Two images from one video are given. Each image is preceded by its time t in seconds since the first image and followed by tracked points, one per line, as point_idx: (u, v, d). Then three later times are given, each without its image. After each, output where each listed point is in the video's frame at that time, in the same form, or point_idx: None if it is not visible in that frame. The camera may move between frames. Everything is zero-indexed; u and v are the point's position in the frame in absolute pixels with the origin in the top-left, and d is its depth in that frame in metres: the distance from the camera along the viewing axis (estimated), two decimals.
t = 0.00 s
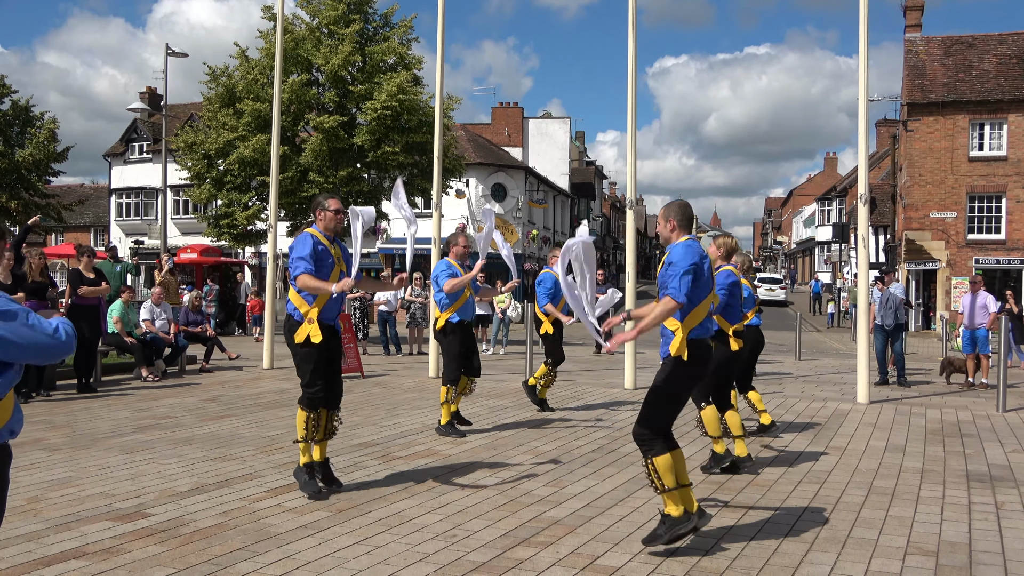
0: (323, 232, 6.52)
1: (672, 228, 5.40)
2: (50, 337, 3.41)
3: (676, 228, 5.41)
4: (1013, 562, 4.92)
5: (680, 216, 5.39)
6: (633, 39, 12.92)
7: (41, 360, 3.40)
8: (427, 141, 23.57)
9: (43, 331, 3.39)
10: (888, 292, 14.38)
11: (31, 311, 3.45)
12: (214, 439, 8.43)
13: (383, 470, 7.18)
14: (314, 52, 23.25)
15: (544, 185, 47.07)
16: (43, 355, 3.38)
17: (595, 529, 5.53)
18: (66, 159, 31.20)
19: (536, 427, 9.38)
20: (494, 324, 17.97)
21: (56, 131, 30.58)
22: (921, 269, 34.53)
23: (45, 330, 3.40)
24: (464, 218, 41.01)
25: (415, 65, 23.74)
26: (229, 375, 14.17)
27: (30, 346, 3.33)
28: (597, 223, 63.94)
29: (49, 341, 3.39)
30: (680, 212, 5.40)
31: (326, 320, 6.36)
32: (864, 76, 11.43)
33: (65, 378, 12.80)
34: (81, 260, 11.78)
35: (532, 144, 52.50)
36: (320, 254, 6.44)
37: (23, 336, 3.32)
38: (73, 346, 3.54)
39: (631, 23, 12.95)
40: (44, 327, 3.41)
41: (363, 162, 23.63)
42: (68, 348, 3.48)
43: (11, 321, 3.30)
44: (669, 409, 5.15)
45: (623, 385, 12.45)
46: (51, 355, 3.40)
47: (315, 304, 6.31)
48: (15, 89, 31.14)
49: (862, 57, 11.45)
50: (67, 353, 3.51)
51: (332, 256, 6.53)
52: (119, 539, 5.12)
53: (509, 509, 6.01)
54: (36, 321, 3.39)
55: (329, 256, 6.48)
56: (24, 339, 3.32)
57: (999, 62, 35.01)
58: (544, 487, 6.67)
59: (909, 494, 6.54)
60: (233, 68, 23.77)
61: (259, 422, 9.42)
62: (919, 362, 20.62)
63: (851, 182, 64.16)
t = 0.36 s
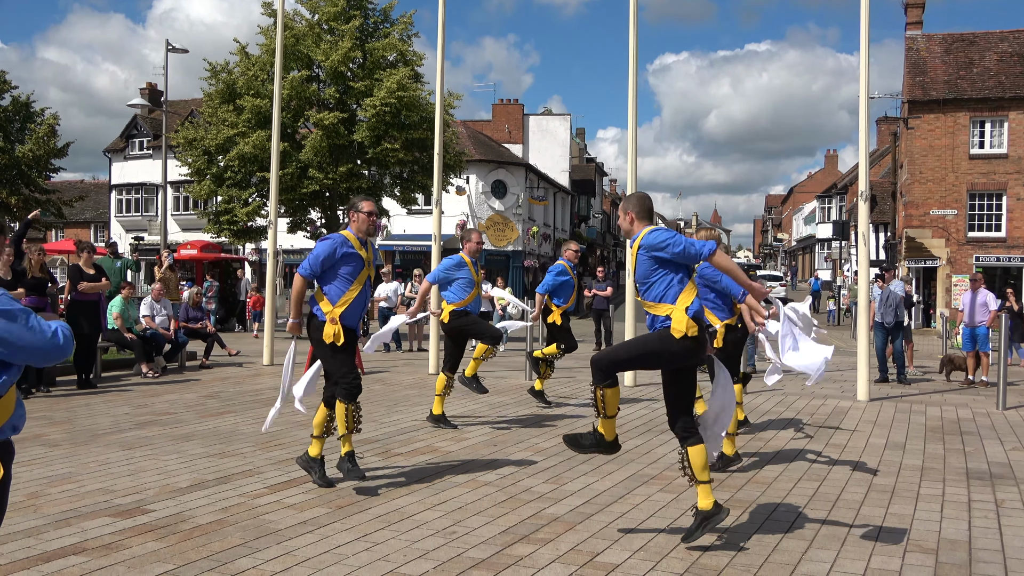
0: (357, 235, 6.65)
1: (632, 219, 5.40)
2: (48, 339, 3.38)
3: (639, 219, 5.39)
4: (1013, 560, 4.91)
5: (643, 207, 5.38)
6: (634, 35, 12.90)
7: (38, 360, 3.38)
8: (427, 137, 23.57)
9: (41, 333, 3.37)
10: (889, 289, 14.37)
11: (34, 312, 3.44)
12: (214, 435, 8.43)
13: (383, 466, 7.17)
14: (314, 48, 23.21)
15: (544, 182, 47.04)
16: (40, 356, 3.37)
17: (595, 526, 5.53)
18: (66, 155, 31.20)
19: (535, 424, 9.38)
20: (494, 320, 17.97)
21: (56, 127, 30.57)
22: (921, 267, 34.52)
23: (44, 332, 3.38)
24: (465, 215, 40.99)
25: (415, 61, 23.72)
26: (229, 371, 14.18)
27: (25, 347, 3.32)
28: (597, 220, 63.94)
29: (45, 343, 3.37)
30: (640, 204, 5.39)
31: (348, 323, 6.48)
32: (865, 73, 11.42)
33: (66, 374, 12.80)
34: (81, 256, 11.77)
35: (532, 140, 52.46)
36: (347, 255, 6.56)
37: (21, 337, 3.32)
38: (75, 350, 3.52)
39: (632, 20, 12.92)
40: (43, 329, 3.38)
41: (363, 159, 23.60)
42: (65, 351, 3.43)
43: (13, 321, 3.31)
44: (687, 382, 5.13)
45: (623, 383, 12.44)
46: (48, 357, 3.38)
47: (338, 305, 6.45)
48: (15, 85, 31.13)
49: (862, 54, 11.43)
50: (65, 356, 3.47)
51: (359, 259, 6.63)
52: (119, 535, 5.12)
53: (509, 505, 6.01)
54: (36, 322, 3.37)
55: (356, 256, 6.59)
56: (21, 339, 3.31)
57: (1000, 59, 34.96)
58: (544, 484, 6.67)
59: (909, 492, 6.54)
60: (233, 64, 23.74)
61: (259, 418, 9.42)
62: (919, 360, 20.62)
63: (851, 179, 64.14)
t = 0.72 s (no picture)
0: (392, 252, 6.62)
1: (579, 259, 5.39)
2: (43, 338, 3.34)
3: (584, 257, 5.37)
4: (1013, 556, 4.91)
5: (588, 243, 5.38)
6: (634, 31, 12.88)
7: (38, 360, 3.36)
8: (427, 135, 23.57)
9: (36, 332, 3.34)
10: (889, 286, 14.36)
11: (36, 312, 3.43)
12: (214, 433, 8.42)
13: (383, 464, 7.16)
14: (313, 45, 23.18)
15: (544, 179, 47.05)
16: (38, 356, 3.34)
17: (595, 523, 5.53)
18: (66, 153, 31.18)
19: (535, 422, 9.37)
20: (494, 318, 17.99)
21: (55, 125, 30.57)
22: (921, 263, 34.51)
23: (39, 330, 3.35)
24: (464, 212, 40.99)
25: (415, 59, 23.72)
26: (229, 369, 14.17)
27: (20, 347, 3.32)
28: (597, 218, 63.95)
29: (40, 342, 3.34)
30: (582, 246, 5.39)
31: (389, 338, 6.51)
32: (865, 70, 11.40)
33: (66, 372, 12.80)
34: (80, 254, 11.77)
35: (532, 137, 52.42)
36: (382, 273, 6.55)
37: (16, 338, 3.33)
38: (79, 351, 3.45)
39: (631, 17, 12.90)
40: (38, 328, 3.36)
41: (363, 156, 23.57)
42: (64, 350, 3.35)
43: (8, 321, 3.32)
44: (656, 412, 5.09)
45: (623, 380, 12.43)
46: (45, 356, 3.34)
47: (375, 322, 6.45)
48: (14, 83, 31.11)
49: (862, 51, 11.41)
50: (69, 358, 3.41)
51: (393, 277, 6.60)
52: (119, 533, 5.12)
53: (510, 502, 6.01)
54: (32, 322, 3.36)
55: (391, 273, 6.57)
56: (15, 339, 3.32)
57: (999, 55, 34.93)
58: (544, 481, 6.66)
59: (909, 488, 6.54)
60: (233, 62, 23.74)
61: (259, 417, 9.42)
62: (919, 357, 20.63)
63: (851, 176, 64.13)
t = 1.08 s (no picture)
0: (442, 253, 6.58)
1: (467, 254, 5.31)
2: (47, 336, 3.37)
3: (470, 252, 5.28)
4: (1012, 551, 4.92)
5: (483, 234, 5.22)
6: (633, 27, 12.87)
7: (39, 357, 3.37)
8: (426, 132, 23.57)
9: (41, 332, 3.35)
10: (888, 282, 14.37)
11: (33, 308, 3.43)
12: (214, 432, 8.43)
13: (384, 462, 7.17)
14: (312, 43, 23.16)
15: (543, 177, 47.03)
16: (41, 351, 3.36)
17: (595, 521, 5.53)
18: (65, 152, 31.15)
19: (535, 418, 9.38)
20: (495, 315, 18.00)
21: (53, 124, 30.54)
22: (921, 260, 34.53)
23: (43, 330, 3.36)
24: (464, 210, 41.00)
25: (414, 56, 23.70)
26: (229, 367, 14.18)
27: (23, 346, 3.30)
28: (597, 215, 63.94)
29: (44, 341, 3.36)
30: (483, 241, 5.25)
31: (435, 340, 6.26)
32: (864, 67, 11.40)
33: (65, 371, 12.81)
34: (80, 253, 11.77)
35: (531, 135, 52.41)
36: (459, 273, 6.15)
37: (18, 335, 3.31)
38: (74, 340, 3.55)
39: (631, 13, 12.90)
40: (42, 327, 3.37)
41: (362, 154, 23.53)
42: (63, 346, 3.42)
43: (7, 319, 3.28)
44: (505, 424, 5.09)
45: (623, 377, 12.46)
46: (48, 353, 3.37)
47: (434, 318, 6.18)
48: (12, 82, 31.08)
49: (862, 47, 11.41)
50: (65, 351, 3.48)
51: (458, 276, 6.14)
52: (120, 532, 5.12)
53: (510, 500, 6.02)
54: (36, 319, 3.36)
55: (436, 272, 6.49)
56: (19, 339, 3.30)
57: (998, 51, 34.95)
58: (544, 479, 6.67)
59: (909, 484, 6.55)
60: (232, 60, 23.72)
61: (259, 415, 9.41)
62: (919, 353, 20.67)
63: (851, 172, 64.15)
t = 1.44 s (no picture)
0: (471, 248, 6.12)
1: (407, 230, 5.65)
2: (38, 342, 3.34)
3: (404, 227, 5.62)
4: (1011, 550, 4.93)
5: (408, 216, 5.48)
6: (632, 25, 12.87)
7: (30, 365, 3.35)
8: (426, 131, 23.53)
9: (27, 338, 3.32)
10: (888, 281, 14.37)
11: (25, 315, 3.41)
12: (214, 430, 8.43)
13: (383, 460, 7.18)
14: (312, 41, 23.17)
15: (543, 175, 47.03)
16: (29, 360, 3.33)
17: (594, 519, 5.54)
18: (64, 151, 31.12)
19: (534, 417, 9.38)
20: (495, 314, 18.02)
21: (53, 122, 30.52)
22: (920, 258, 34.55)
23: (33, 334, 3.34)
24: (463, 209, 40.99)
25: (413, 55, 23.67)
26: (229, 366, 14.18)
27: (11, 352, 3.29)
28: (596, 213, 63.96)
29: (31, 346, 3.32)
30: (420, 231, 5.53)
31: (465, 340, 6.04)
32: (863, 65, 11.40)
33: (65, 369, 12.80)
34: (79, 251, 11.77)
35: (531, 133, 52.41)
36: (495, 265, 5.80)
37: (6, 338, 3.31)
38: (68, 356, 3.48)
39: (630, 12, 12.90)
40: (30, 333, 3.34)
41: (362, 153, 23.51)
42: (56, 355, 3.38)
43: None
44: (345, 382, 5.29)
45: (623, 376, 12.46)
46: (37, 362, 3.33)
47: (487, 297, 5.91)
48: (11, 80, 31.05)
49: (861, 45, 11.41)
50: (60, 361, 3.44)
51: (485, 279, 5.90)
52: (119, 530, 5.12)
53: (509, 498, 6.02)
54: (25, 326, 3.35)
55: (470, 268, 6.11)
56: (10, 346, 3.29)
57: (998, 50, 34.95)
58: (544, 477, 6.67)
59: (908, 482, 6.56)
60: (231, 58, 23.69)
61: (259, 413, 9.42)
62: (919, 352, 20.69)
63: (850, 171, 64.15)
